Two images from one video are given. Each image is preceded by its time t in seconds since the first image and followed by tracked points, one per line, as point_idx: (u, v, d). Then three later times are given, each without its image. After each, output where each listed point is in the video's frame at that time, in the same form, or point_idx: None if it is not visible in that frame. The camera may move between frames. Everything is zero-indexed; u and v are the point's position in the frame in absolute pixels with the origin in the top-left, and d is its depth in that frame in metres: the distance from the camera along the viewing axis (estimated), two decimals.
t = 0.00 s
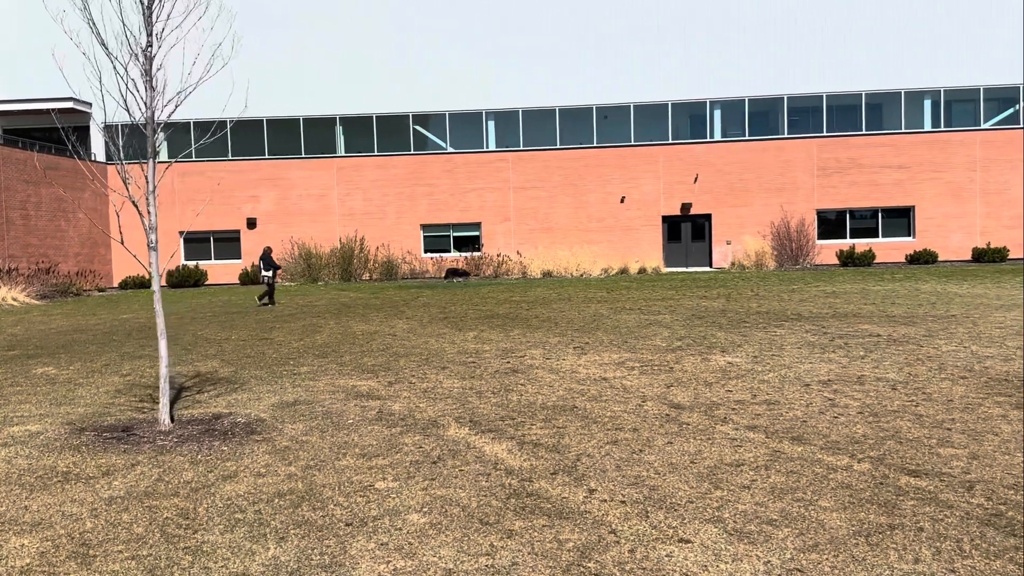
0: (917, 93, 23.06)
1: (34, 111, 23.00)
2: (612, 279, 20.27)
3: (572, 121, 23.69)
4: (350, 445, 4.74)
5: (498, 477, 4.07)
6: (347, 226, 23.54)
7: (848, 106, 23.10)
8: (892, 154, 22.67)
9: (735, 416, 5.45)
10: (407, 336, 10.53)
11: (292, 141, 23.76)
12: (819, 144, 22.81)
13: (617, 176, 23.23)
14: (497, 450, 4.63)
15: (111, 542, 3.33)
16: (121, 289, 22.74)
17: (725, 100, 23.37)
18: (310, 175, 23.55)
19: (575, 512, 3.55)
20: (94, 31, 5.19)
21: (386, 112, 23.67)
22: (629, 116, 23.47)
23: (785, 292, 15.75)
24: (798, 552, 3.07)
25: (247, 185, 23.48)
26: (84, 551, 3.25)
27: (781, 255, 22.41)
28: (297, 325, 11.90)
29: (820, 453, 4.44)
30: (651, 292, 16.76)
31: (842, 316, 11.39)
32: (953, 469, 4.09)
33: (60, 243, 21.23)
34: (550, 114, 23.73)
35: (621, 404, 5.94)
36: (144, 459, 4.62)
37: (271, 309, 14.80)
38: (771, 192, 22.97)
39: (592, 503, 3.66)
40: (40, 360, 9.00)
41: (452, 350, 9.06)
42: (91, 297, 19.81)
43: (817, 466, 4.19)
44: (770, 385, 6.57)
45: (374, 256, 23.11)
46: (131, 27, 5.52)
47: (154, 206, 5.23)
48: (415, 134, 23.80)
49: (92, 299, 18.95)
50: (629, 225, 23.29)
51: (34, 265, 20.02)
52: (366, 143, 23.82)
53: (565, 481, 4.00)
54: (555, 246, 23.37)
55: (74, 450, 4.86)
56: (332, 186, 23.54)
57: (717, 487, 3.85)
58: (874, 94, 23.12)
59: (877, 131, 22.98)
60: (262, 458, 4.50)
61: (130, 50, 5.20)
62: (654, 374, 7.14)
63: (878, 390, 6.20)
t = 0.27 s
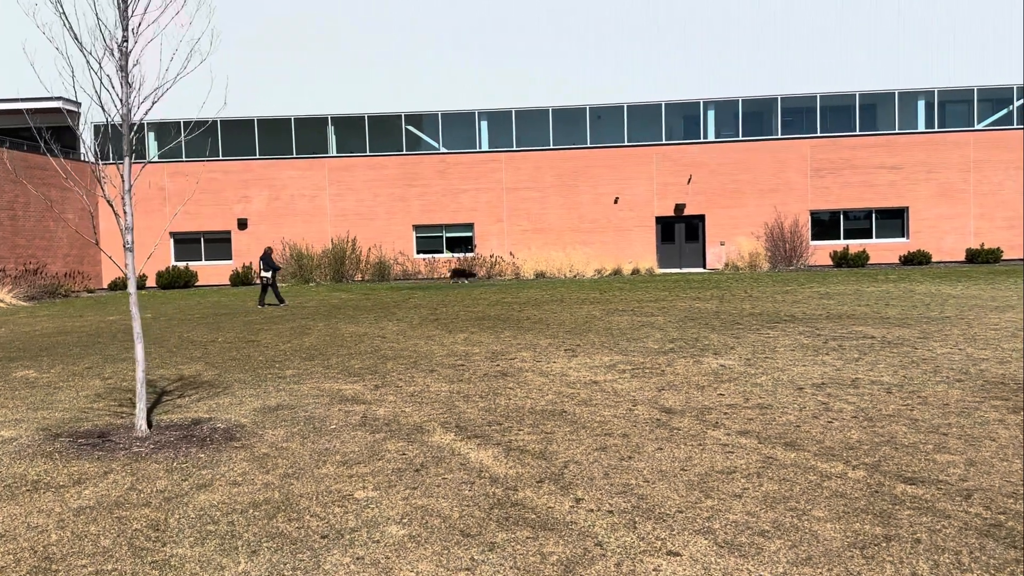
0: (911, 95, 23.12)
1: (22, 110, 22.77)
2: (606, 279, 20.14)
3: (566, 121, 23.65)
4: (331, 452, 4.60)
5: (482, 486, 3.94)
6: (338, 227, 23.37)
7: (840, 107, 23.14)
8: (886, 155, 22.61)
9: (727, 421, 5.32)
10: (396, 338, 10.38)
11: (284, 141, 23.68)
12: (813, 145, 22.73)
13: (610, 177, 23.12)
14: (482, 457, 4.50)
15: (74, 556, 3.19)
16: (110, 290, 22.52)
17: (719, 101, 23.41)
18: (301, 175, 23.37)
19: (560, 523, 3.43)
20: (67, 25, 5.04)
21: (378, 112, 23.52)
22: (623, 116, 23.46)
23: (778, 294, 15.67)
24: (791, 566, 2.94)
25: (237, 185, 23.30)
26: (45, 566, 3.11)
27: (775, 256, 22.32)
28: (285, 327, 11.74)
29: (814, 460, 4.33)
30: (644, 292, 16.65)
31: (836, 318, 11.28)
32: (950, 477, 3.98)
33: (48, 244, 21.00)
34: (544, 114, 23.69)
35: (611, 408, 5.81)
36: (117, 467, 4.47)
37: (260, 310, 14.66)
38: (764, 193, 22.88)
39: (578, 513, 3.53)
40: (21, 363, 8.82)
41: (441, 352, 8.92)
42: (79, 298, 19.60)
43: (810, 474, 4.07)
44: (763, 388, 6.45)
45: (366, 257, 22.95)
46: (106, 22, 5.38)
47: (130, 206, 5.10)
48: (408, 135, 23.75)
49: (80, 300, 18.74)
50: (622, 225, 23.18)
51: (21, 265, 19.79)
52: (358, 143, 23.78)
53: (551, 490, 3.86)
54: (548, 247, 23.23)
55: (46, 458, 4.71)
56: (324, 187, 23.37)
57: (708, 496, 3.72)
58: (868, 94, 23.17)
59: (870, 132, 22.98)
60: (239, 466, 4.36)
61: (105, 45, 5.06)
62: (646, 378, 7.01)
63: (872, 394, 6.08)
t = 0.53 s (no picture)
0: (905, 94, 22.77)
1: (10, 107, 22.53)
2: (599, 279, 20.03)
3: (558, 120, 23.31)
4: (313, 456, 4.46)
5: (467, 491, 3.81)
6: (330, 225, 23.20)
7: (836, 106, 22.81)
8: (880, 154, 22.54)
9: (721, 423, 5.19)
10: (385, 338, 10.22)
11: (272, 139, 23.23)
12: (807, 144, 22.65)
13: (604, 176, 23.01)
14: (469, 461, 4.36)
15: (39, 567, 3.05)
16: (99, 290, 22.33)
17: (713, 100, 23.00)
18: (293, 174, 23.19)
19: (548, 530, 3.29)
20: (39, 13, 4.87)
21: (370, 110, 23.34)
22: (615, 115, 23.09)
23: (773, 293, 15.56)
24: None
25: (228, 183, 23.11)
26: None
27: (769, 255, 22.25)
28: (274, 326, 11.56)
29: (810, 463, 4.20)
30: (638, 292, 16.54)
31: (831, 317, 11.18)
32: (951, 481, 3.85)
33: (36, 242, 20.79)
34: (535, 113, 23.34)
35: (603, 409, 5.68)
36: (92, 471, 4.33)
37: (250, 309, 14.49)
38: (758, 191, 22.80)
39: (566, 520, 3.40)
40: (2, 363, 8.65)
41: (431, 352, 8.77)
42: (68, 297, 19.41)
43: (807, 477, 3.94)
44: (758, 388, 6.32)
45: (359, 256, 22.79)
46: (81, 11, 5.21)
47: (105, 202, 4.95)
48: (399, 133, 23.30)
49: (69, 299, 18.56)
50: (616, 224, 23.06)
51: (9, 264, 19.59)
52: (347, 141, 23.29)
53: (539, 495, 3.73)
54: (541, 246, 23.11)
55: (19, 461, 4.56)
56: (315, 185, 23.19)
57: (701, 502, 3.59)
58: (863, 93, 22.82)
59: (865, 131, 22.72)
60: (216, 471, 4.21)
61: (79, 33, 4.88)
62: (639, 378, 6.88)
63: (869, 394, 5.96)
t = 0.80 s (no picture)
0: (897, 94, 22.91)
1: None
2: (591, 279, 19.88)
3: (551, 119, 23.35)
4: (290, 465, 4.30)
5: (448, 503, 3.65)
6: (319, 225, 22.99)
7: (827, 106, 22.90)
8: (873, 154, 22.49)
9: (713, 429, 5.05)
10: (372, 340, 10.05)
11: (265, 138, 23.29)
12: (799, 144, 22.58)
13: (596, 176, 22.87)
14: (453, 470, 4.20)
15: None
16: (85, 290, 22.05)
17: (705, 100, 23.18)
18: (282, 173, 22.98)
19: (532, 546, 3.14)
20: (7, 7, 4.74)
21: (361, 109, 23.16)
22: (609, 116, 23.18)
23: (765, 294, 15.48)
24: None
25: (216, 182, 22.87)
26: None
27: (761, 255, 22.15)
28: (259, 328, 11.37)
29: (804, 472, 4.07)
30: (629, 292, 16.43)
31: (824, 319, 11.08)
32: (950, 492, 3.72)
33: (20, 242, 20.52)
34: (529, 112, 23.37)
35: (592, 415, 5.53)
36: (59, 481, 4.15)
37: (237, 310, 14.29)
38: (751, 192, 22.71)
39: (551, 534, 3.25)
40: None
41: (418, 355, 8.62)
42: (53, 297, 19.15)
43: (801, 488, 3.80)
44: (750, 393, 6.20)
45: (348, 256, 22.58)
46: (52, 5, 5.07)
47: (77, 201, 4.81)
48: (392, 132, 23.30)
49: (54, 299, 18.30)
50: (608, 225, 22.93)
51: None
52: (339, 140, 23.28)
53: (524, 507, 3.58)
54: (533, 246, 22.96)
55: None
56: (305, 184, 22.98)
57: (691, 514, 3.45)
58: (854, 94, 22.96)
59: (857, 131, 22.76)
60: (188, 481, 4.05)
61: (48, 27, 4.75)
62: (630, 382, 6.74)
63: (863, 399, 5.83)
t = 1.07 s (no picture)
0: (888, 91, 22.69)
1: None
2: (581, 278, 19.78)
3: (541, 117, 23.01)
4: (265, 470, 4.15)
5: (428, 509, 3.51)
6: (308, 223, 22.79)
7: (819, 104, 22.68)
8: (863, 153, 22.45)
9: (703, 431, 4.92)
10: (357, 339, 9.88)
11: (248, 135, 22.83)
12: (790, 142, 22.52)
13: (586, 174, 22.76)
14: (434, 475, 4.06)
15: None
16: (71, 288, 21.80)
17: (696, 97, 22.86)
18: (270, 171, 22.77)
19: (513, 556, 3.01)
20: None
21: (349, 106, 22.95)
22: (599, 114, 22.88)
23: (755, 293, 15.37)
24: None
25: (203, 180, 22.66)
26: None
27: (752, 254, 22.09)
28: (243, 328, 11.18)
29: (796, 476, 3.95)
30: (619, 291, 16.33)
31: (815, 317, 10.97)
32: (947, 497, 3.60)
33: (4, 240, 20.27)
34: (517, 111, 22.99)
35: (579, 416, 5.39)
36: (24, 487, 3.99)
37: (222, 309, 14.09)
38: (741, 190, 22.64)
39: (533, 543, 3.12)
40: None
41: (403, 354, 8.45)
42: (37, 296, 18.93)
43: (793, 493, 3.68)
44: (740, 393, 6.08)
45: (337, 255, 22.40)
46: None
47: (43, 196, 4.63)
48: (379, 130, 22.96)
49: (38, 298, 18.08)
50: (598, 223, 22.81)
51: None
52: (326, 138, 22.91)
53: (506, 514, 3.45)
54: (523, 245, 22.83)
55: None
56: (292, 182, 22.77)
57: (679, 522, 3.32)
58: (846, 91, 22.69)
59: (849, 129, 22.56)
60: (159, 486, 3.90)
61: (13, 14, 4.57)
62: (618, 382, 6.61)
63: (855, 400, 5.73)
